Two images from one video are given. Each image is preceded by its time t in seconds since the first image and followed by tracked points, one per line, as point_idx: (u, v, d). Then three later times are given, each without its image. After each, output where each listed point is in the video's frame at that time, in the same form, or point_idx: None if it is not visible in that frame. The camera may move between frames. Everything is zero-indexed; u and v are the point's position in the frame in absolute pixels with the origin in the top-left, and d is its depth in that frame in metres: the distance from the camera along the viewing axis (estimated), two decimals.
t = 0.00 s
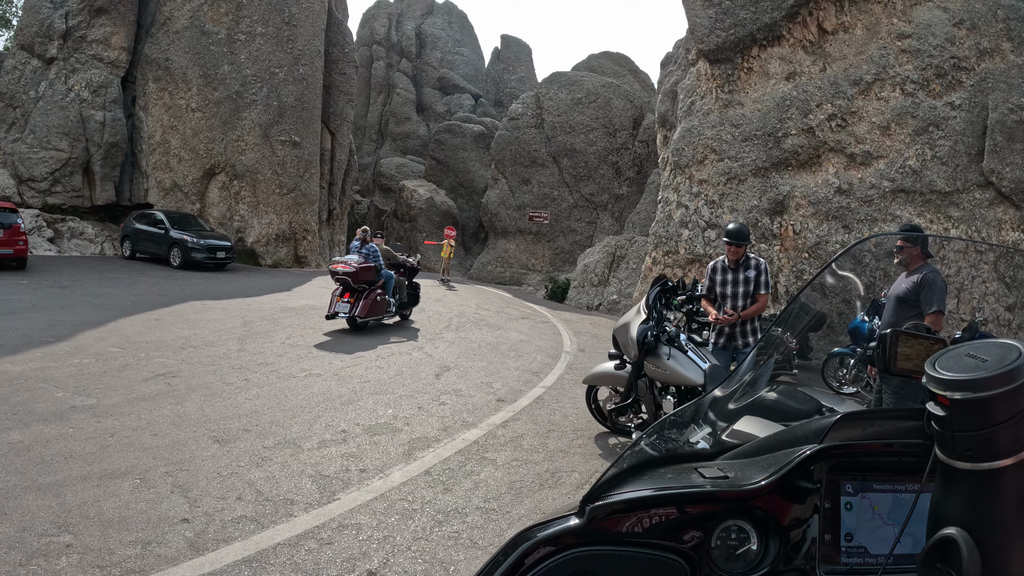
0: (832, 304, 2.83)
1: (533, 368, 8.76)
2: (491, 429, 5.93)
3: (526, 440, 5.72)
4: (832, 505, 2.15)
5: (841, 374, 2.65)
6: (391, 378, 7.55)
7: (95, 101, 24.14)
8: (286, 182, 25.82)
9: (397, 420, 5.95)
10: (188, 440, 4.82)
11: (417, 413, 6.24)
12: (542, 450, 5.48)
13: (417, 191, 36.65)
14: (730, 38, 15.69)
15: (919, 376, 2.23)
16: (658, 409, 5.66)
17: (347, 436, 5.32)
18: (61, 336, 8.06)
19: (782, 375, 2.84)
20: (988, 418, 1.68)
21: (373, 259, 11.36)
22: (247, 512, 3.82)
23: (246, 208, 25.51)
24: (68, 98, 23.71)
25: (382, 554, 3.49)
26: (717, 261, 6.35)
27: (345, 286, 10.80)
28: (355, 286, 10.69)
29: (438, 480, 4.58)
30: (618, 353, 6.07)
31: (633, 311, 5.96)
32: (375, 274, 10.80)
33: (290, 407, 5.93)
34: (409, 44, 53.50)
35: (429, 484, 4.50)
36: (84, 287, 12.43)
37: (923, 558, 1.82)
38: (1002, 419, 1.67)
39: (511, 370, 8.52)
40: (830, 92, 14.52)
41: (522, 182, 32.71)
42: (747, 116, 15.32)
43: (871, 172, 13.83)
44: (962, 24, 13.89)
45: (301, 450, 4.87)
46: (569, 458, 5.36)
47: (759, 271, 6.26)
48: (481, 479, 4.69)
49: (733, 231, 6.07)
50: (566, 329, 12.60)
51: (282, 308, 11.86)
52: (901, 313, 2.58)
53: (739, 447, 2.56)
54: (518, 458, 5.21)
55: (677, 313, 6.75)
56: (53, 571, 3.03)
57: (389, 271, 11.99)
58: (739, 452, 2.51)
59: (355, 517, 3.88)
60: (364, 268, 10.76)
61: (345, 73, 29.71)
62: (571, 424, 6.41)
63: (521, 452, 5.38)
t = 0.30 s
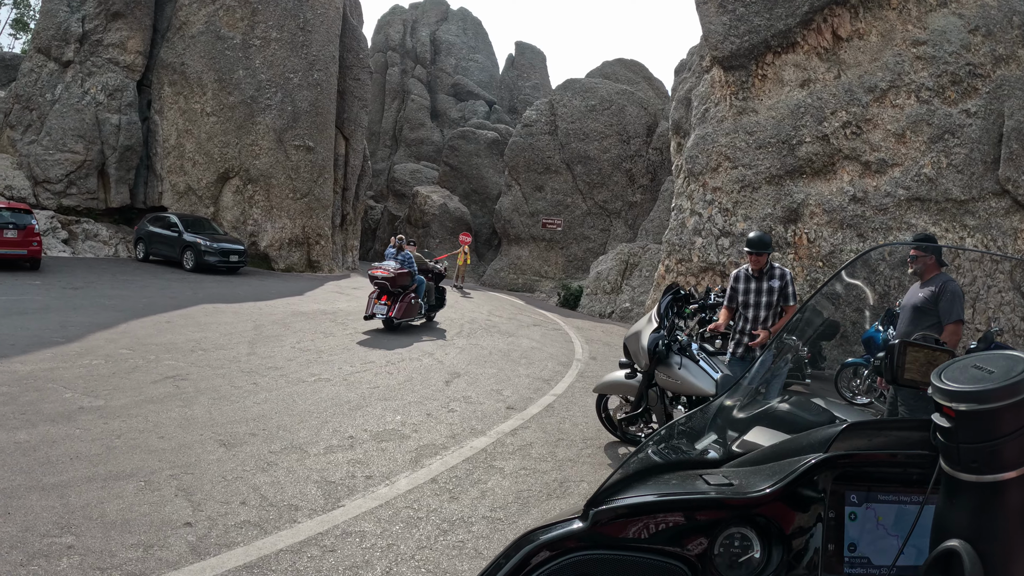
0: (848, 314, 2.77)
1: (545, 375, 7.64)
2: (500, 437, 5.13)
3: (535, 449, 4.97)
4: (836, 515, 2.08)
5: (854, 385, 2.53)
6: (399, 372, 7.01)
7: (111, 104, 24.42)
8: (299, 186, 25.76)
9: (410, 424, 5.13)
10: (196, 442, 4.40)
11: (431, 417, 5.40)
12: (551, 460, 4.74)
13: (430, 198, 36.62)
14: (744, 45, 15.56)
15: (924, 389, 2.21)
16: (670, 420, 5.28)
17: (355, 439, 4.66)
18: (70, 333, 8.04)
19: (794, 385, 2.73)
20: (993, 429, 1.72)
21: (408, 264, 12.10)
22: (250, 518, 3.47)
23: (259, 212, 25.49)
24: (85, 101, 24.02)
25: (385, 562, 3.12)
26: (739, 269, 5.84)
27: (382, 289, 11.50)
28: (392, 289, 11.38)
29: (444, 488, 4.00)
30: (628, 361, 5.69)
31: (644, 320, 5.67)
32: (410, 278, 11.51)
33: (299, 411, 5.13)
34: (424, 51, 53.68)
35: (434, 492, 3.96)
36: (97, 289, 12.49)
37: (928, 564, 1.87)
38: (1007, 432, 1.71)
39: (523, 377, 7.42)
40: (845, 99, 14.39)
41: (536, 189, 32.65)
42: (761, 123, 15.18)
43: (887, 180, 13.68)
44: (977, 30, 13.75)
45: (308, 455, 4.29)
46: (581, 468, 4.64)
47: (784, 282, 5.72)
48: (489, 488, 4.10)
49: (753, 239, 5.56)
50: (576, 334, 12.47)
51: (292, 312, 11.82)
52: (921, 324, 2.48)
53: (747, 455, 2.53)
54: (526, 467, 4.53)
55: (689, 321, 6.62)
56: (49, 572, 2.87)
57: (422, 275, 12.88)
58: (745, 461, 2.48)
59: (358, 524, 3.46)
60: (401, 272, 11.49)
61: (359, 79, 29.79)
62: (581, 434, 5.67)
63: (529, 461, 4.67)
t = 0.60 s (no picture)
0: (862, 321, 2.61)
1: (554, 383, 7.38)
2: (507, 446, 4.91)
3: (542, 459, 4.75)
4: (828, 514, 2.17)
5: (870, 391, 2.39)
6: (408, 378, 6.84)
7: (126, 108, 24.63)
8: (312, 191, 25.65)
9: (416, 432, 4.99)
10: (198, 446, 4.35)
11: (440, 426, 5.21)
12: (559, 471, 4.54)
13: (443, 203, 36.53)
14: (759, 49, 15.37)
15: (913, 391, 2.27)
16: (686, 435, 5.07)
17: (360, 449, 4.48)
18: (80, 334, 8.02)
19: (807, 395, 2.52)
20: (977, 432, 1.73)
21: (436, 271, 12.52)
22: (247, 525, 3.40)
23: (272, 216, 25.45)
24: (100, 104, 24.24)
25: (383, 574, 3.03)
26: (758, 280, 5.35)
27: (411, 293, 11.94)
28: (420, 293, 11.79)
29: (447, 499, 3.87)
30: (639, 371, 5.59)
31: (655, 328, 5.62)
32: (438, 283, 11.92)
33: (304, 417, 5.03)
34: (438, 56, 53.76)
35: (438, 502, 3.83)
36: (109, 291, 12.53)
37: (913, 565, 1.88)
38: (992, 434, 1.72)
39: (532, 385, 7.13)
40: (859, 105, 14.21)
41: (549, 195, 32.57)
42: (775, 129, 15.01)
43: (902, 187, 13.49)
44: (995, 35, 13.55)
45: (312, 461, 4.21)
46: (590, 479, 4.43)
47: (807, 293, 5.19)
48: (495, 499, 3.94)
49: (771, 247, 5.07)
50: (588, 340, 12.34)
51: (302, 316, 11.77)
52: (940, 334, 2.47)
53: (741, 454, 2.58)
54: (533, 478, 4.33)
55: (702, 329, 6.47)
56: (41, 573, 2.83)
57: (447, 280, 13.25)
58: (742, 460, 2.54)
59: (357, 533, 3.37)
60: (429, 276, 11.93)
61: (373, 84, 29.79)
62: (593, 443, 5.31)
63: (536, 471, 4.49)
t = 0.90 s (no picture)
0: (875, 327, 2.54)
1: (566, 391, 7.21)
2: (518, 455, 4.75)
3: (553, 468, 4.58)
4: (821, 513, 2.19)
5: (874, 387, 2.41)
6: (416, 384, 6.71)
7: (139, 112, 24.82)
8: (324, 196, 25.63)
9: (424, 439, 4.87)
10: (202, 451, 4.28)
11: (449, 434, 5.08)
12: (571, 481, 4.38)
13: (456, 209, 36.44)
14: (773, 53, 15.16)
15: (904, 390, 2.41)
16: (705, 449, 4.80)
17: (369, 457, 4.39)
18: (87, 336, 7.98)
19: (823, 403, 2.46)
20: (961, 429, 1.56)
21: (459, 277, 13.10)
22: (251, 532, 3.32)
23: (285, 221, 25.40)
24: (114, 108, 24.46)
25: None
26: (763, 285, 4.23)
27: (436, 297, 12.52)
28: (445, 297, 12.38)
29: (456, 509, 3.75)
30: (653, 378, 5.45)
31: (668, 334, 5.52)
32: (462, 288, 12.49)
33: (310, 422, 4.96)
34: (451, 62, 53.81)
35: (445, 513, 3.71)
36: (120, 293, 12.53)
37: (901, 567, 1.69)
38: (978, 432, 1.55)
39: (543, 392, 6.97)
40: (875, 109, 13.99)
41: (562, 201, 32.46)
42: (790, 133, 14.79)
43: (918, 192, 13.27)
44: (1011, 37, 13.43)
45: (318, 468, 4.13)
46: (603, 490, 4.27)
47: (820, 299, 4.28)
48: (503, 510, 3.80)
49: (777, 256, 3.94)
50: (600, 346, 12.19)
51: (312, 319, 11.70)
52: (961, 342, 2.45)
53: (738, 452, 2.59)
54: (544, 488, 4.18)
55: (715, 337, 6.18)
56: None
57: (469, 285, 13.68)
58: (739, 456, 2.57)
59: (362, 544, 3.28)
60: (454, 282, 12.50)
61: (386, 89, 29.78)
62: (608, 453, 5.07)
63: (547, 481, 4.33)
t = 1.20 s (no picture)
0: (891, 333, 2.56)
1: (577, 398, 7.07)
2: (528, 465, 4.61)
3: (564, 479, 4.43)
4: (824, 518, 2.13)
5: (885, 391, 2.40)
6: (425, 392, 6.57)
7: (151, 116, 24.92)
8: (335, 200, 25.48)
9: (431, 449, 4.74)
10: (204, 459, 4.19)
11: (458, 443, 4.95)
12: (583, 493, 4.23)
13: (468, 213, 36.34)
14: (786, 55, 14.93)
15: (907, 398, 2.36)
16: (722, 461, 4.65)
17: (375, 467, 4.27)
18: (95, 340, 7.94)
19: (839, 412, 2.41)
20: (968, 435, 1.57)
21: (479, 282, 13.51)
22: (248, 545, 3.22)
23: (296, 225, 25.32)
24: (126, 112, 24.60)
25: None
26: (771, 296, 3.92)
27: (458, 301, 12.93)
28: (466, 301, 12.79)
29: (462, 522, 3.62)
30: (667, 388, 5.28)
31: (683, 342, 5.35)
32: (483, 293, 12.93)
33: (316, 430, 4.85)
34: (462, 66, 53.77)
35: (451, 525, 3.59)
36: (130, 296, 12.52)
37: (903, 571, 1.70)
38: (981, 438, 1.56)
39: (554, 400, 6.83)
40: (890, 112, 13.76)
41: (574, 206, 32.33)
42: (804, 136, 14.57)
43: (934, 196, 13.05)
44: None
45: (321, 478, 4.02)
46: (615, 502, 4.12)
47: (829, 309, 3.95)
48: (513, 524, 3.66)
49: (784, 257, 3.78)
50: (613, 352, 12.01)
51: (321, 324, 11.60)
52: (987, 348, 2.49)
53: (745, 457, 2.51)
54: (555, 500, 4.03)
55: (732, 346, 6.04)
56: None
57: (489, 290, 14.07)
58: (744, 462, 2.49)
59: (364, 557, 3.16)
60: (475, 286, 12.91)
61: (397, 94, 29.74)
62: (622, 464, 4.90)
63: (558, 494, 4.18)
